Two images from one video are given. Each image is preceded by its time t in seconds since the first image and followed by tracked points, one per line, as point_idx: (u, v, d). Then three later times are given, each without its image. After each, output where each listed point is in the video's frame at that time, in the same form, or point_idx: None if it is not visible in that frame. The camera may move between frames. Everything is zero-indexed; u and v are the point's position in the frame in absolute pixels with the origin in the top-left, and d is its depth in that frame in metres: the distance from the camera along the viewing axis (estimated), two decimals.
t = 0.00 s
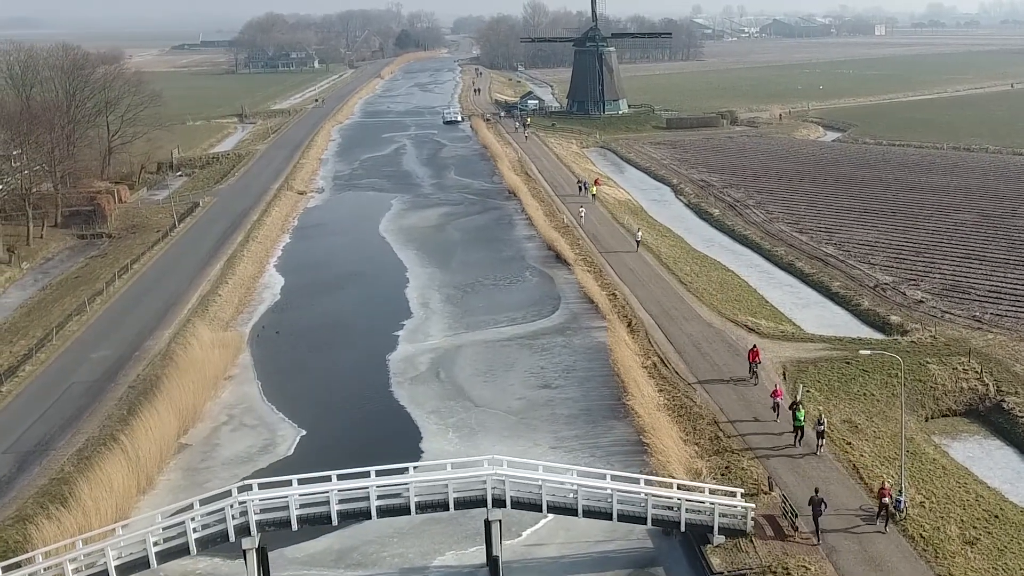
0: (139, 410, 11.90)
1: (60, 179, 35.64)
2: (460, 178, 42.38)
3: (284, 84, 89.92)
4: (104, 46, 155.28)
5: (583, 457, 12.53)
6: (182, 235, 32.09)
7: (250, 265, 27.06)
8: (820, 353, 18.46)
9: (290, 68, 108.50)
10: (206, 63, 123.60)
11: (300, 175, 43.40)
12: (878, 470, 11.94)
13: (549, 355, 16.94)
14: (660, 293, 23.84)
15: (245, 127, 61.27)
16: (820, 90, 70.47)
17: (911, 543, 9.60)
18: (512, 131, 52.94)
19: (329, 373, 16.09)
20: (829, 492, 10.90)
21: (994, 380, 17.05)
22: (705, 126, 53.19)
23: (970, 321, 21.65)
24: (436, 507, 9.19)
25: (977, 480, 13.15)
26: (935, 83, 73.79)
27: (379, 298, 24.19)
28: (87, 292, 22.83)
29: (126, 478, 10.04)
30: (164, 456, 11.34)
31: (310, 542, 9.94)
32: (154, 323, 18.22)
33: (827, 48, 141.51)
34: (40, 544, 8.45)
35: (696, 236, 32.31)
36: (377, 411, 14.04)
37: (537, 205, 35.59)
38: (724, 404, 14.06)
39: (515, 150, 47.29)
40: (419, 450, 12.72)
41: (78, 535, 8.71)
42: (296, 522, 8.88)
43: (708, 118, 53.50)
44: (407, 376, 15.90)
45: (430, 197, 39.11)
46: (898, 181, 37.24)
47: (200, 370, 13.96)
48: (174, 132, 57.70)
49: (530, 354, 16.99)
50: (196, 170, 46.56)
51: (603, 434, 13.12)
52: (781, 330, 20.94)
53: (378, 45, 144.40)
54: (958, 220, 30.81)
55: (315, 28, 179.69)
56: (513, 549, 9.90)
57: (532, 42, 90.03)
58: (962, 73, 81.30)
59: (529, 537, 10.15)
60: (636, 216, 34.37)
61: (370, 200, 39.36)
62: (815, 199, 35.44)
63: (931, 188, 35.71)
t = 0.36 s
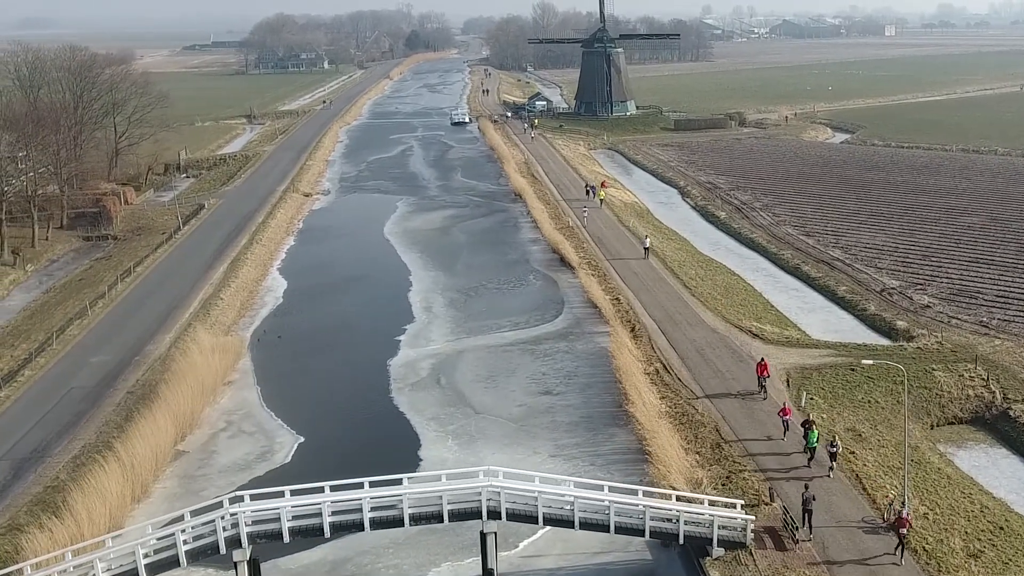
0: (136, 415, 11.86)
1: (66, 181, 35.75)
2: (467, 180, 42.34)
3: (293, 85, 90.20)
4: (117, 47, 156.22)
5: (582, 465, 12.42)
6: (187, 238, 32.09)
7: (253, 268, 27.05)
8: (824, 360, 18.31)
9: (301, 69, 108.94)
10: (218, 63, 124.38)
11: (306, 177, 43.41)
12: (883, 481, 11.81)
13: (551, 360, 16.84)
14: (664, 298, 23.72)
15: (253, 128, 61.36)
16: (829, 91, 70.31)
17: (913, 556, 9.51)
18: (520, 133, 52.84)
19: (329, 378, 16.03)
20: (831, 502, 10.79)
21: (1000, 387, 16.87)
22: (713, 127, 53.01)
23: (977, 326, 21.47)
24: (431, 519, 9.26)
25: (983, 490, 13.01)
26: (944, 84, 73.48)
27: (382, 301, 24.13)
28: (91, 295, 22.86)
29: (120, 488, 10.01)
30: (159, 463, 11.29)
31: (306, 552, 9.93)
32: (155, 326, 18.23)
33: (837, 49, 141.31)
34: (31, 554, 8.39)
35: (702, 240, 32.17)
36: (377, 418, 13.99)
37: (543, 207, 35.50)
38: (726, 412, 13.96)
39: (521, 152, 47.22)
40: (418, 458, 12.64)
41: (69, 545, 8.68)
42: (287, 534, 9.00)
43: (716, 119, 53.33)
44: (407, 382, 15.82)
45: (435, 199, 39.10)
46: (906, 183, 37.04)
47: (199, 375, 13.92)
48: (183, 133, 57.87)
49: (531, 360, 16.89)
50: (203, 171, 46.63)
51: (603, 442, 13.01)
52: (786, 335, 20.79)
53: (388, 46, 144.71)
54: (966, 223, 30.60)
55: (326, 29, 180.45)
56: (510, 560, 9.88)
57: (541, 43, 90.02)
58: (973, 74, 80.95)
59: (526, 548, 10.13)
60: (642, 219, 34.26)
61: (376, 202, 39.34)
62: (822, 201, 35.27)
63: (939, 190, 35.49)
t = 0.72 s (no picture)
0: (131, 421, 11.81)
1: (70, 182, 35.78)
2: (472, 181, 42.27)
3: (301, 85, 90.33)
4: (128, 46, 156.92)
5: (582, 474, 12.30)
6: (190, 240, 32.03)
7: (255, 270, 27.00)
8: (828, 365, 18.15)
9: (309, 69, 109.16)
10: (227, 63, 124.79)
11: (311, 179, 43.36)
12: (885, 491, 11.68)
13: (552, 365, 16.72)
14: (667, 302, 23.57)
15: (261, 129, 61.38)
16: (837, 92, 70.08)
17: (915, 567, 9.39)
18: (526, 134, 52.69)
19: (329, 383, 15.92)
20: (831, 513, 10.70)
21: (1006, 393, 16.69)
22: (720, 128, 52.81)
23: (983, 331, 21.28)
24: (424, 530, 9.38)
25: (987, 499, 12.85)
26: (953, 85, 73.16)
27: (385, 305, 24.04)
28: (92, 297, 22.85)
29: (112, 497, 9.96)
30: (153, 470, 11.23)
31: (301, 563, 9.94)
32: (155, 330, 18.18)
33: (846, 49, 140.90)
34: (20, 566, 8.35)
35: (707, 242, 32.01)
36: (375, 424, 13.92)
37: (547, 209, 35.37)
38: (728, 419, 13.84)
39: (527, 153, 47.12)
40: (416, 465, 12.55)
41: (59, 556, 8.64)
42: (278, 545, 9.13)
43: (723, 120, 53.11)
44: (407, 387, 15.72)
45: (440, 201, 39.01)
46: (913, 185, 36.84)
47: (196, 381, 13.86)
48: (189, 134, 57.93)
49: (532, 365, 16.75)
50: (208, 172, 46.64)
51: (603, 449, 12.89)
52: (790, 340, 20.62)
53: (397, 46, 144.93)
54: (973, 226, 30.37)
55: (335, 30, 181.05)
56: (506, 570, 9.85)
57: (548, 43, 89.93)
58: (983, 75, 80.51)
59: (522, 559, 10.10)
60: (647, 221, 34.13)
61: (380, 203, 39.24)
62: (828, 203, 35.08)
63: (947, 193, 35.25)
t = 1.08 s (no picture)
0: (127, 428, 11.77)
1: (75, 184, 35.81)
2: (477, 183, 42.22)
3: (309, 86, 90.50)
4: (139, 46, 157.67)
5: (581, 481, 12.18)
6: (193, 241, 32.00)
7: (258, 273, 26.96)
8: (832, 371, 18.00)
9: (318, 70, 109.39)
10: (237, 63, 125.21)
11: (317, 180, 43.31)
12: (887, 502, 11.58)
13: (553, 370, 16.59)
14: (670, 306, 23.42)
15: (269, 129, 61.40)
16: (846, 93, 69.87)
17: None
18: (533, 135, 52.59)
19: (329, 388, 15.85)
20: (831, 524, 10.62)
21: (1012, 400, 16.53)
22: (727, 130, 52.66)
23: (990, 336, 21.10)
24: (417, 541, 9.43)
25: (992, 508, 12.73)
26: (962, 85, 72.87)
27: (387, 307, 23.96)
28: (94, 300, 22.83)
29: (104, 505, 9.93)
30: (147, 479, 11.19)
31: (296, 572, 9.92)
32: (155, 333, 18.14)
33: (855, 50, 140.56)
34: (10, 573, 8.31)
35: (712, 245, 31.87)
36: (374, 430, 13.85)
37: (552, 211, 35.25)
38: (729, 426, 13.74)
39: (533, 154, 47.03)
40: (413, 472, 12.46)
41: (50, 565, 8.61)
42: (268, 556, 9.19)
43: (730, 121, 52.96)
44: (407, 392, 15.62)
45: (445, 202, 38.94)
46: (920, 187, 36.64)
47: (193, 386, 13.80)
48: (196, 135, 57.99)
49: (533, 370, 16.64)
50: (214, 173, 46.63)
51: (603, 456, 12.77)
52: (795, 345, 20.47)
53: (406, 46, 145.25)
54: (981, 229, 30.16)
55: (345, 30, 181.76)
56: None
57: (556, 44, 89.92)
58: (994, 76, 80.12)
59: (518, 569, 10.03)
60: (652, 224, 34.00)
61: (385, 205, 39.18)
62: (835, 205, 34.90)
63: (955, 195, 35.04)
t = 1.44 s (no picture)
0: (123, 434, 11.79)
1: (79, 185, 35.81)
2: (482, 185, 42.14)
3: (317, 87, 90.60)
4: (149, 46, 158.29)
5: (579, 490, 12.06)
6: (197, 244, 31.97)
7: (260, 276, 26.91)
8: (835, 377, 17.87)
9: (326, 70, 109.65)
10: (247, 64, 125.63)
11: (322, 182, 43.27)
12: (890, 514, 11.48)
13: (554, 376, 16.47)
14: (674, 310, 23.28)
15: (276, 130, 61.41)
16: (854, 94, 69.65)
17: None
18: (539, 137, 52.49)
19: (328, 394, 15.77)
20: (831, 536, 10.56)
21: (1017, 407, 16.37)
22: (734, 131, 52.50)
23: (996, 341, 20.92)
24: (409, 554, 9.54)
25: (997, 518, 12.60)
26: (971, 87, 72.58)
27: (389, 311, 23.89)
28: (95, 303, 22.79)
29: (98, 514, 9.94)
30: (141, 488, 11.13)
31: None
32: (154, 338, 18.09)
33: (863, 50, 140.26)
34: None
35: (717, 248, 31.73)
36: (372, 437, 13.79)
37: (556, 214, 35.14)
38: (731, 433, 13.66)
39: (539, 156, 46.95)
40: (411, 480, 12.40)
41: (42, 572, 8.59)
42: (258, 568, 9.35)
43: (737, 122, 52.79)
44: (406, 398, 15.54)
45: (450, 204, 38.87)
46: (927, 190, 36.44)
47: (192, 392, 13.79)
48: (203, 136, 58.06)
49: (534, 375, 16.54)
50: (220, 174, 46.62)
51: (603, 464, 12.65)
52: (799, 350, 20.32)
53: (415, 46, 145.48)
54: (988, 232, 29.93)
55: (352, 31, 182.62)
56: None
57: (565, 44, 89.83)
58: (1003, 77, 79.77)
59: None
60: (657, 226, 33.87)
61: (390, 207, 39.11)
62: (841, 207, 34.71)
63: (962, 197, 34.81)
